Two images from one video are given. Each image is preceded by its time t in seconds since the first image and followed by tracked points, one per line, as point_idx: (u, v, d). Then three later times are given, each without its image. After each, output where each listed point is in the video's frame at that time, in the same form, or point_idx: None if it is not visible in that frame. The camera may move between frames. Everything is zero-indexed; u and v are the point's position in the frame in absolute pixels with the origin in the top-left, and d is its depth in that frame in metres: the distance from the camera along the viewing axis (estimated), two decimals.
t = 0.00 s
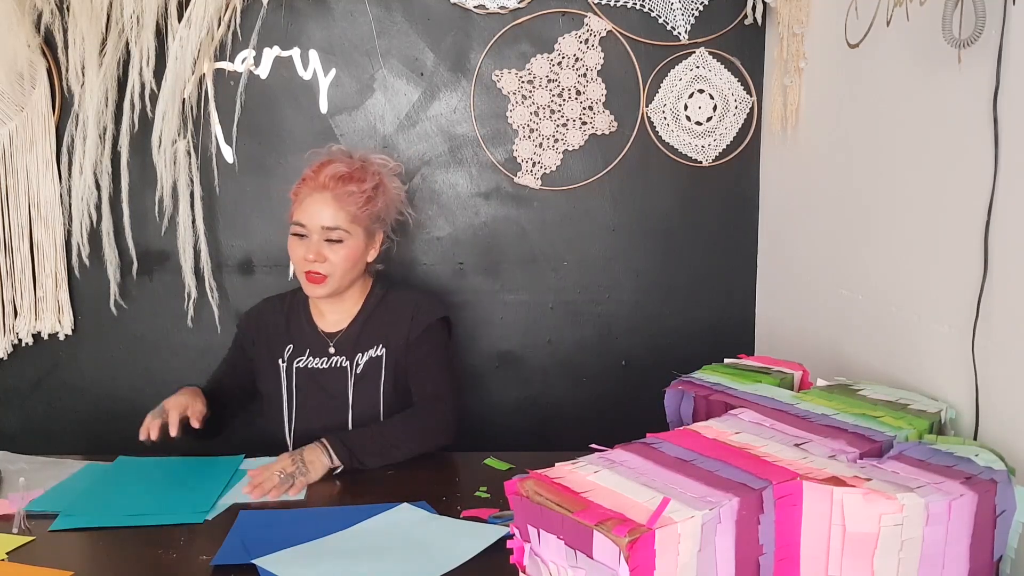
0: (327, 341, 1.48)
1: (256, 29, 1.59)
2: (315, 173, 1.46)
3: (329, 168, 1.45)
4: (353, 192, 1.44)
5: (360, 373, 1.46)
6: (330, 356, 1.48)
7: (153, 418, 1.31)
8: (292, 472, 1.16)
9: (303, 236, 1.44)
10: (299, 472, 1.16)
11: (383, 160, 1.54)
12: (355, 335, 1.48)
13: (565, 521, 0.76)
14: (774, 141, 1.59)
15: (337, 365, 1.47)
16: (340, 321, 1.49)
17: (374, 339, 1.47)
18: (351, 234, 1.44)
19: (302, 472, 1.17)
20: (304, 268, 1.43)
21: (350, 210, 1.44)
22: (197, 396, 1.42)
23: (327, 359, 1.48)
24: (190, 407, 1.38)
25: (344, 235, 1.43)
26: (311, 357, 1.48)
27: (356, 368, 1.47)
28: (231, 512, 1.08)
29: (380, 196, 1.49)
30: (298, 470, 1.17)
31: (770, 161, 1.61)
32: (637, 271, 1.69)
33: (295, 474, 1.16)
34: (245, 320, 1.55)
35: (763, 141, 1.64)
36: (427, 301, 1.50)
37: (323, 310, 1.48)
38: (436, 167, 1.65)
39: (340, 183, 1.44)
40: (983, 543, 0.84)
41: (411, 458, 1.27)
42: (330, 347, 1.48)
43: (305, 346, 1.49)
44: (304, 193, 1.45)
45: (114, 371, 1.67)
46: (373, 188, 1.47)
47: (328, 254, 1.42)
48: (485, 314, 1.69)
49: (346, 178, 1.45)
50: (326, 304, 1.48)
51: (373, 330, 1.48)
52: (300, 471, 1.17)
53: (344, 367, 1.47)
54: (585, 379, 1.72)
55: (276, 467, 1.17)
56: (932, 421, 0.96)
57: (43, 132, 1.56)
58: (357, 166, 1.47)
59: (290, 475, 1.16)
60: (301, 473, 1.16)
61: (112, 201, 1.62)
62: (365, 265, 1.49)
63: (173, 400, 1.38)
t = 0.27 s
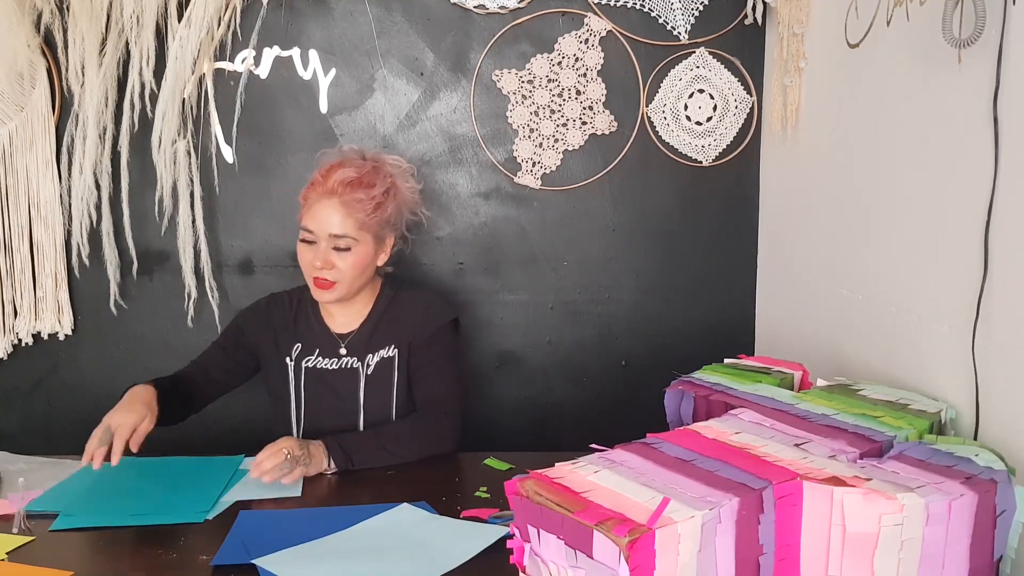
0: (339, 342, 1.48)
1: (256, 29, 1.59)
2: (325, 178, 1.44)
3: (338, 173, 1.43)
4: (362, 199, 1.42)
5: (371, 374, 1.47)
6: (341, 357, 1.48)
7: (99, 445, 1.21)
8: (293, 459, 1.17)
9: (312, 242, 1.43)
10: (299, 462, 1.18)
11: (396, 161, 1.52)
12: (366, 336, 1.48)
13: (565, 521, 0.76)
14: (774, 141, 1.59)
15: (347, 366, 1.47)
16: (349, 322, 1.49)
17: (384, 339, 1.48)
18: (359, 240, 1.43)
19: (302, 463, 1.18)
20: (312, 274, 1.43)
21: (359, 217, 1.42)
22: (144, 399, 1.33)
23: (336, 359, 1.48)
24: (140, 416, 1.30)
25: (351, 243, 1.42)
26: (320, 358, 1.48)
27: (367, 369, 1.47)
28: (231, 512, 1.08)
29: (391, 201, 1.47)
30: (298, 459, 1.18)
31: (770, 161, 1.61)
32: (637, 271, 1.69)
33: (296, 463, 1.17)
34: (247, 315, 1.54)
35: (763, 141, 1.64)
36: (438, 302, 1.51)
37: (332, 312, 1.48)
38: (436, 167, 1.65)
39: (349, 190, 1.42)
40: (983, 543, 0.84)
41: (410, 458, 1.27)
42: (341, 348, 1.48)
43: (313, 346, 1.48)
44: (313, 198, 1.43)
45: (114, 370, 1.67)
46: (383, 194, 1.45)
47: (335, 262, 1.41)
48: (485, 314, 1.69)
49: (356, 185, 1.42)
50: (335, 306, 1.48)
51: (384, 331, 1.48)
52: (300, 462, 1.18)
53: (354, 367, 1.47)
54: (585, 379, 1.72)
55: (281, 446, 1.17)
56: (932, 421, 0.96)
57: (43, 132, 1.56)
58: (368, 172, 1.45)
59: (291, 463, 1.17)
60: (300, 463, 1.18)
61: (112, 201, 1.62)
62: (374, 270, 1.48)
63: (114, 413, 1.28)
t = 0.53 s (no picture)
0: (343, 344, 1.48)
1: (256, 29, 1.59)
2: (335, 186, 1.42)
3: (349, 184, 1.41)
4: (373, 210, 1.40)
5: (374, 374, 1.47)
6: (345, 357, 1.48)
7: (177, 452, 1.20)
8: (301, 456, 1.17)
9: (320, 251, 1.41)
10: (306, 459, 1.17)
11: (405, 167, 1.50)
12: (371, 338, 1.48)
13: (565, 521, 0.76)
14: (774, 141, 1.59)
15: (351, 366, 1.47)
16: (355, 326, 1.49)
17: (389, 339, 1.48)
18: (368, 251, 1.41)
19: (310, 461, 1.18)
20: (319, 283, 1.41)
21: (369, 229, 1.40)
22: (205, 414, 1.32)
23: (341, 360, 1.48)
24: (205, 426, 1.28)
25: (362, 254, 1.40)
26: (324, 359, 1.48)
27: (371, 369, 1.47)
28: (231, 512, 1.08)
29: (401, 210, 1.45)
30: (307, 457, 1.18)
31: (770, 161, 1.61)
32: (637, 271, 1.69)
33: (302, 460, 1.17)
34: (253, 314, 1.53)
35: (763, 141, 1.64)
36: (440, 301, 1.51)
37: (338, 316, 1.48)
38: (436, 167, 1.65)
39: (360, 202, 1.40)
40: (983, 543, 0.84)
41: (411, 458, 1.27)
42: (346, 349, 1.48)
43: (318, 347, 1.48)
44: (323, 208, 1.41)
45: (114, 370, 1.67)
46: (393, 204, 1.44)
47: (344, 272, 1.40)
48: (486, 314, 1.69)
49: (366, 196, 1.40)
50: (341, 311, 1.47)
51: (390, 331, 1.49)
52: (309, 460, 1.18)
53: (358, 368, 1.47)
54: (585, 379, 1.72)
55: (289, 446, 1.17)
56: (932, 421, 0.96)
57: (43, 132, 1.56)
58: (378, 181, 1.43)
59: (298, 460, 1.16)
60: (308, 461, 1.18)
61: (112, 201, 1.62)
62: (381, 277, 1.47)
63: (187, 428, 1.27)
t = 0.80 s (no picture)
0: (346, 342, 1.48)
1: (256, 29, 1.59)
2: (341, 188, 1.42)
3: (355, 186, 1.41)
4: (379, 213, 1.40)
5: (375, 373, 1.47)
6: (347, 356, 1.48)
7: (186, 466, 1.20)
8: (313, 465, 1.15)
9: (326, 252, 1.41)
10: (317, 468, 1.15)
11: (411, 169, 1.50)
12: (372, 338, 1.48)
13: (565, 521, 0.76)
14: (774, 141, 1.59)
15: (352, 364, 1.47)
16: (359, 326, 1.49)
17: (391, 339, 1.48)
18: (373, 253, 1.41)
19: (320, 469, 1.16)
20: (324, 284, 1.41)
21: (374, 231, 1.40)
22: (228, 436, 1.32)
23: (343, 358, 1.48)
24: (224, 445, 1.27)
25: (366, 257, 1.40)
26: (325, 357, 1.48)
27: (372, 368, 1.47)
28: (231, 512, 1.08)
29: (406, 213, 1.45)
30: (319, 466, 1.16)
31: (770, 161, 1.61)
32: (637, 271, 1.69)
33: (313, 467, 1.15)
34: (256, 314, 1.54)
35: (763, 141, 1.64)
36: (441, 302, 1.52)
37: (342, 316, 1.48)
38: (436, 167, 1.65)
39: (366, 204, 1.40)
40: (983, 543, 0.84)
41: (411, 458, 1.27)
42: (348, 348, 1.48)
43: (320, 345, 1.49)
44: (329, 209, 1.41)
45: (114, 370, 1.67)
46: (399, 207, 1.44)
47: (349, 274, 1.40)
48: (486, 314, 1.69)
49: (372, 199, 1.40)
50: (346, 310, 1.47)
51: (391, 332, 1.48)
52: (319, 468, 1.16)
53: (359, 366, 1.47)
54: (585, 379, 1.72)
55: (302, 455, 1.15)
56: (932, 421, 0.96)
57: (43, 132, 1.56)
58: (384, 183, 1.43)
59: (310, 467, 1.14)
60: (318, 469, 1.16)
61: (112, 201, 1.62)
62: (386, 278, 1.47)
63: (204, 444, 1.26)
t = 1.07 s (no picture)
0: (352, 339, 1.49)
1: (256, 29, 1.59)
2: (346, 184, 1.43)
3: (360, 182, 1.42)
4: (383, 209, 1.41)
5: (378, 371, 1.47)
6: (351, 353, 1.48)
7: (181, 466, 1.20)
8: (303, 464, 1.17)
9: (330, 248, 1.42)
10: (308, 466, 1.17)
11: (416, 168, 1.51)
12: (378, 335, 1.48)
13: (565, 521, 0.76)
14: (774, 141, 1.59)
15: (356, 362, 1.48)
16: (363, 324, 1.49)
17: (396, 338, 1.48)
18: (377, 250, 1.42)
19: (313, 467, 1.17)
20: (328, 279, 1.42)
21: (378, 227, 1.41)
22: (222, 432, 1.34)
23: (347, 355, 1.48)
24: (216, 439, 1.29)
25: (370, 253, 1.41)
26: (330, 354, 1.49)
27: (375, 366, 1.48)
28: (231, 512, 1.08)
29: (411, 210, 1.47)
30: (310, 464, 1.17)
31: (770, 161, 1.61)
32: (637, 271, 1.69)
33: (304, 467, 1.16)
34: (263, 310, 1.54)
35: (763, 141, 1.64)
36: (440, 301, 1.52)
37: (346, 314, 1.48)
38: (436, 166, 1.65)
39: (370, 200, 1.41)
40: (983, 543, 0.84)
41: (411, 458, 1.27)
42: (353, 345, 1.49)
43: (325, 342, 1.49)
44: (334, 205, 1.42)
45: (114, 370, 1.67)
46: (403, 204, 1.45)
47: (353, 270, 1.40)
48: (486, 314, 1.69)
49: (376, 195, 1.41)
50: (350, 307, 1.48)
51: (397, 330, 1.49)
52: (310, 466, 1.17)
53: (363, 364, 1.48)
54: (585, 379, 1.72)
55: (289, 457, 1.17)
56: (932, 421, 0.96)
57: (43, 131, 1.56)
58: (389, 180, 1.44)
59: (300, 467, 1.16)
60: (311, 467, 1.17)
61: (112, 201, 1.62)
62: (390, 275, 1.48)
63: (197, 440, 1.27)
